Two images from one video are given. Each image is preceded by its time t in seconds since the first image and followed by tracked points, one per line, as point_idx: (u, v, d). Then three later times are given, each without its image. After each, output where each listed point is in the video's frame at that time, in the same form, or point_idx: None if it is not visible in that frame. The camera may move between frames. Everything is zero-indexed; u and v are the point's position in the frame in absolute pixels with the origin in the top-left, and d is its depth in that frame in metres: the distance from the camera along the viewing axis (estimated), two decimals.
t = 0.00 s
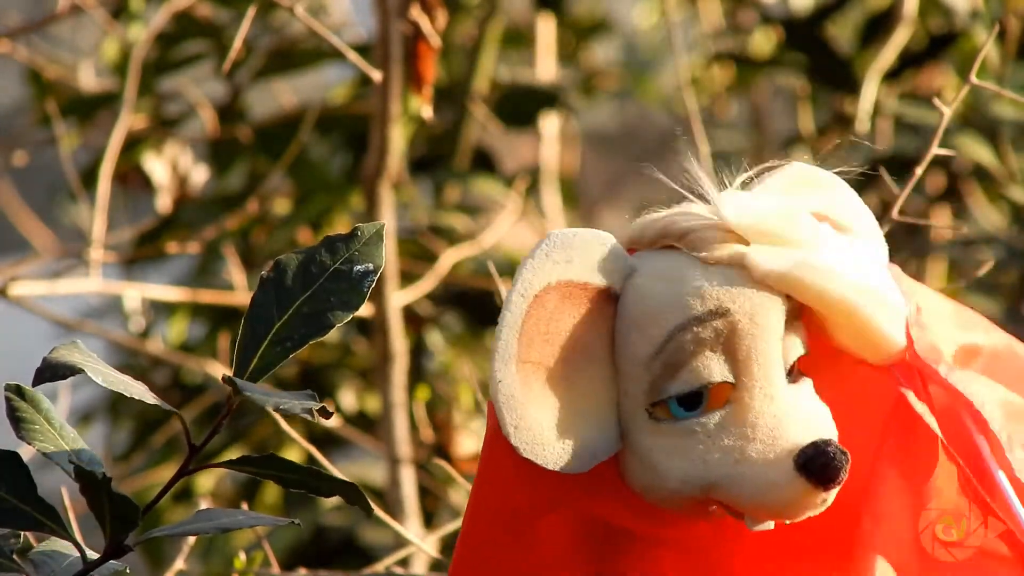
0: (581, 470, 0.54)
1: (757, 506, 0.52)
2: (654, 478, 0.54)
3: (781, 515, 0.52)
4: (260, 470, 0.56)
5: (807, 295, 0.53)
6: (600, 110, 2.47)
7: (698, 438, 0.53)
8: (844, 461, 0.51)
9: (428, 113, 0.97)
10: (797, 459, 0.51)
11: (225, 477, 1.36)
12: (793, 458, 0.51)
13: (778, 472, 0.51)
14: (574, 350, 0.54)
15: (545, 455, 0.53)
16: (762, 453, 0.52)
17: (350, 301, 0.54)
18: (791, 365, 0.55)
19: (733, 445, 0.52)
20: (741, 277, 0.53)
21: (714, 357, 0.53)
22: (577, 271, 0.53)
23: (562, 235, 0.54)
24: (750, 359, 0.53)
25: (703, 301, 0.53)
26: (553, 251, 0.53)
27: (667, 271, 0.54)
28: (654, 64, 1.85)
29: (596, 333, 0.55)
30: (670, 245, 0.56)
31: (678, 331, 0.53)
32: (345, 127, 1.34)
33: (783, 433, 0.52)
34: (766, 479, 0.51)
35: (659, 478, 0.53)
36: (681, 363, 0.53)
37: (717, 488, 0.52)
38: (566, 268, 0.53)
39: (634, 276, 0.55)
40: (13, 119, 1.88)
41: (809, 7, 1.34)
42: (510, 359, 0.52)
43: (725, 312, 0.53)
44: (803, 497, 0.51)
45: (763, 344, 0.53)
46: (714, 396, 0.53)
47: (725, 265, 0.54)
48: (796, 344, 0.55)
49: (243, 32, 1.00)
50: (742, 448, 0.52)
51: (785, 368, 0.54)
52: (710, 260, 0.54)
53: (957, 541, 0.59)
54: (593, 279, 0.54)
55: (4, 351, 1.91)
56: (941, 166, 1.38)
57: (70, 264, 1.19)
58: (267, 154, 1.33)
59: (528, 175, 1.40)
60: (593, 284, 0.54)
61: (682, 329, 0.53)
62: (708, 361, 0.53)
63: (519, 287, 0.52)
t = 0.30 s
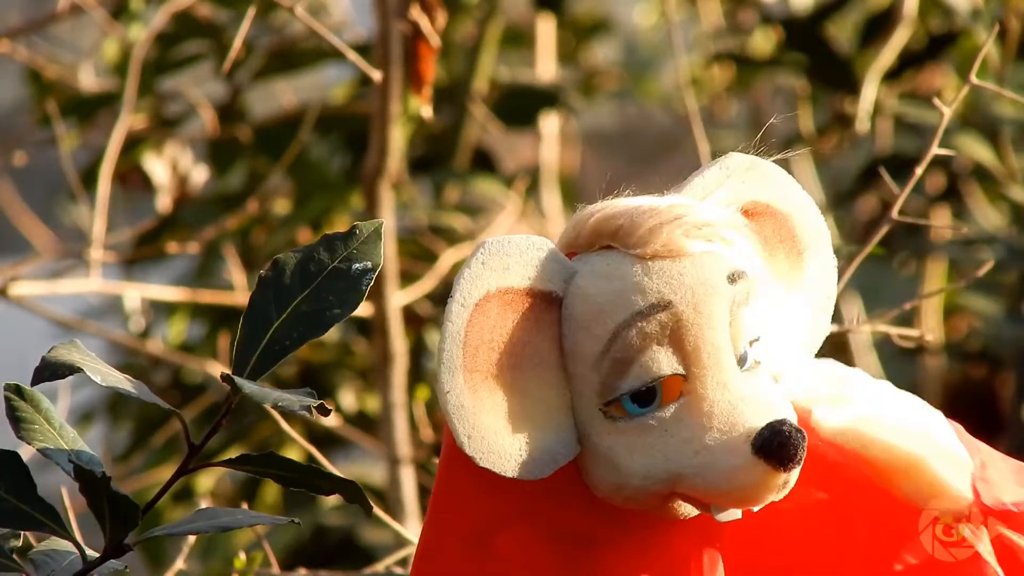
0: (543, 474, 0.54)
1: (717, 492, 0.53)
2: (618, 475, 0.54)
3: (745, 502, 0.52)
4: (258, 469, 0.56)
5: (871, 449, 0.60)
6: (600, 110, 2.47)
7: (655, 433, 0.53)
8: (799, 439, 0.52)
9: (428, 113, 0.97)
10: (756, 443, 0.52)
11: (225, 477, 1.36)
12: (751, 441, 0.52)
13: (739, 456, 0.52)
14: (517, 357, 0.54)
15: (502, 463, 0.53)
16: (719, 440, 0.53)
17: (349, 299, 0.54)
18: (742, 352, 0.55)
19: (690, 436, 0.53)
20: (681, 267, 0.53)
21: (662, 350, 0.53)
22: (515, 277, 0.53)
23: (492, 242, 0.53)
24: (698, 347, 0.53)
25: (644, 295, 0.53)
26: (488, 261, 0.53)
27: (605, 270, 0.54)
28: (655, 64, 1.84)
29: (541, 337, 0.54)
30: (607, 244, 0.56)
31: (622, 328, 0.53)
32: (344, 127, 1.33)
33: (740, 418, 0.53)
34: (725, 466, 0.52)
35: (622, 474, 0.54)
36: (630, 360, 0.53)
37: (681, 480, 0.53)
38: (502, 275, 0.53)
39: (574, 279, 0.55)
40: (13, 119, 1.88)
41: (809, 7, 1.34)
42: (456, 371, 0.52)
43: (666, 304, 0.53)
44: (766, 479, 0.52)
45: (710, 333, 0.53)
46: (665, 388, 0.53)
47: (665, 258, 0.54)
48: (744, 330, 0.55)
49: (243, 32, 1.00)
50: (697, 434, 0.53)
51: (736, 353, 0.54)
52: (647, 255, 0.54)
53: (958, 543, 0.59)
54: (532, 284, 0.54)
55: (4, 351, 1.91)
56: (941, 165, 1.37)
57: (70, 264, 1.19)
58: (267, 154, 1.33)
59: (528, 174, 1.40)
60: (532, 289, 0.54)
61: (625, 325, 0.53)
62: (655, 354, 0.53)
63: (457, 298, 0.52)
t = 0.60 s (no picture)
0: (535, 478, 0.56)
1: (709, 499, 0.54)
2: (614, 481, 0.56)
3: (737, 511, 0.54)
4: (259, 469, 0.56)
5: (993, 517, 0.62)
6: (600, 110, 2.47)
7: (651, 439, 0.55)
8: (794, 446, 0.53)
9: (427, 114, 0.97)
10: (748, 450, 0.53)
11: (225, 477, 1.36)
12: (745, 448, 0.53)
13: (732, 463, 0.53)
14: (514, 362, 0.56)
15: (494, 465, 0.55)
16: (715, 448, 0.54)
17: (350, 300, 0.54)
18: (740, 361, 0.56)
19: (686, 444, 0.54)
20: (678, 277, 0.55)
21: (657, 359, 0.55)
22: (514, 282, 0.55)
23: (490, 245, 0.55)
24: (694, 355, 0.55)
25: (642, 303, 0.55)
26: (483, 264, 0.54)
27: (605, 279, 0.56)
28: (654, 64, 1.85)
29: (538, 343, 0.56)
30: (608, 252, 0.58)
31: (619, 335, 0.55)
32: (344, 127, 1.33)
33: (736, 426, 0.54)
34: (717, 474, 0.53)
35: (618, 480, 0.55)
36: (626, 366, 0.55)
37: (675, 486, 0.54)
38: (500, 278, 0.55)
39: (573, 287, 0.56)
40: (13, 120, 1.88)
41: (809, 7, 1.34)
42: (449, 371, 0.54)
43: (663, 313, 0.55)
44: (760, 487, 0.53)
45: (705, 343, 0.55)
46: (662, 397, 0.55)
47: (666, 268, 0.56)
48: (743, 342, 0.57)
49: (243, 32, 1.00)
50: (689, 441, 0.54)
51: (734, 365, 0.56)
52: (645, 264, 0.56)
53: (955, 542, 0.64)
54: (531, 290, 0.56)
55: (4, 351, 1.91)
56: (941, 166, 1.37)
57: (70, 264, 1.19)
58: (267, 154, 1.33)
59: (528, 174, 1.40)
60: (530, 295, 0.56)
61: (622, 333, 0.55)
62: (652, 362, 0.54)
63: (453, 299, 0.54)
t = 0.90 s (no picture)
0: (498, 417, 0.61)
1: (657, 425, 0.56)
2: (577, 414, 0.59)
3: (679, 432, 0.55)
4: (259, 469, 0.56)
5: None
6: (600, 110, 2.47)
7: (608, 370, 0.57)
8: (725, 360, 0.55)
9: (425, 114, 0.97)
10: (682, 364, 0.55)
11: (225, 476, 1.36)
12: (682, 361, 0.55)
13: (669, 379, 0.55)
14: (478, 301, 0.62)
15: (441, 387, 0.60)
16: (662, 365, 0.56)
17: (350, 298, 0.55)
18: (708, 298, 0.58)
19: (643, 368, 0.56)
20: (630, 213, 0.59)
21: (606, 289, 0.58)
22: (473, 224, 0.61)
23: (449, 189, 0.61)
24: (645, 286, 0.57)
25: (590, 234, 0.59)
26: (433, 215, 0.60)
27: (566, 219, 0.61)
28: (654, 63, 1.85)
29: (503, 285, 0.62)
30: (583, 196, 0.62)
31: (566, 267, 0.59)
32: (344, 127, 1.33)
33: (678, 343, 0.56)
34: (655, 392, 0.55)
35: (581, 409, 0.59)
36: (575, 298, 0.58)
37: (629, 415, 0.56)
38: (460, 218, 0.61)
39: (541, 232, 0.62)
40: (13, 120, 1.88)
41: (809, 7, 1.34)
42: (391, 311, 0.59)
43: (612, 243, 0.58)
44: (695, 400, 0.54)
45: (662, 275, 0.57)
46: (623, 332, 0.57)
47: (618, 205, 0.60)
48: (716, 279, 0.58)
49: (243, 32, 1.00)
50: (638, 372, 0.56)
51: (701, 303, 0.58)
52: (604, 199, 0.60)
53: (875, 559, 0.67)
54: (495, 234, 0.62)
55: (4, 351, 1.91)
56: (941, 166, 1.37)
57: (70, 264, 1.19)
58: (267, 154, 1.33)
59: (528, 174, 1.40)
60: (497, 238, 0.62)
61: (570, 263, 0.59)
62: (598, 292, 0.58)
63: (401, 227, 0.59)
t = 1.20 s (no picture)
0: (483, 386, 0.60)
1: (620, 378, 0.54)
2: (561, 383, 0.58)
3: (640, 386, 0.54)
4: (259, 469, 0.56)
5: None
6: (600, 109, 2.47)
7: (577, 334, 0.57)
8: (677, 305, 0.53)
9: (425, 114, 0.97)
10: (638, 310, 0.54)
11: (225, 477, 1.36)
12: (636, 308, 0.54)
13: (629, 329, 0.54)
14: (466, 272, 0.62)
15: (427, 360, 0.60)
16: (623, 319, 0.55)
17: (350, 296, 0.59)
18: (681, 256, 0.57)
19: (607, 326, 0.55)
20: (607, 168, 0.59)
21: (579, 243, 0.57)
22: (461, 197, 0.60)
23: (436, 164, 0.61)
24: (612, 239, 0.56)
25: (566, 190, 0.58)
26: (421, 186, 0.60)
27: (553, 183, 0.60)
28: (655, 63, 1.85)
29: (495, 258, 0.61)
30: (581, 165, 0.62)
31: (541, 226, 0.59)
32: (344, 127, 1.33)
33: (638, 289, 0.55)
34: (617, 344, 0.54)
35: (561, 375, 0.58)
36: (551, 258, 0.58)
37: (597, 372, 0.55)
38: (444, 193, 0.60)
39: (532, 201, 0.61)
40: (13, 120, 1.88)
41: (810, 7, 1.34)
42: (376, 283, 0.59)
43: (585, 196, 0.58)
44: (650, 345, 0.53)
45: (631, 227, 0.56)
46: (598, 289, 0.57)
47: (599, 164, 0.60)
48: (692, 237, 0.57)
49: (243, 32, 1.00)
50: (605, 328, 0.55)
51: (676, 263, 0.57)
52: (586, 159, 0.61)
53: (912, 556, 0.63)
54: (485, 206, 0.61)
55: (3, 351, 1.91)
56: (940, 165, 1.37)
57: (70, 264, 1.19)
58: (267, 154, 1.33)
59: (528, 174, 1.40)
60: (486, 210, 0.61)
61: (545, 222, 0.58)
62: (571, 246, 0.57)
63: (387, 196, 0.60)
